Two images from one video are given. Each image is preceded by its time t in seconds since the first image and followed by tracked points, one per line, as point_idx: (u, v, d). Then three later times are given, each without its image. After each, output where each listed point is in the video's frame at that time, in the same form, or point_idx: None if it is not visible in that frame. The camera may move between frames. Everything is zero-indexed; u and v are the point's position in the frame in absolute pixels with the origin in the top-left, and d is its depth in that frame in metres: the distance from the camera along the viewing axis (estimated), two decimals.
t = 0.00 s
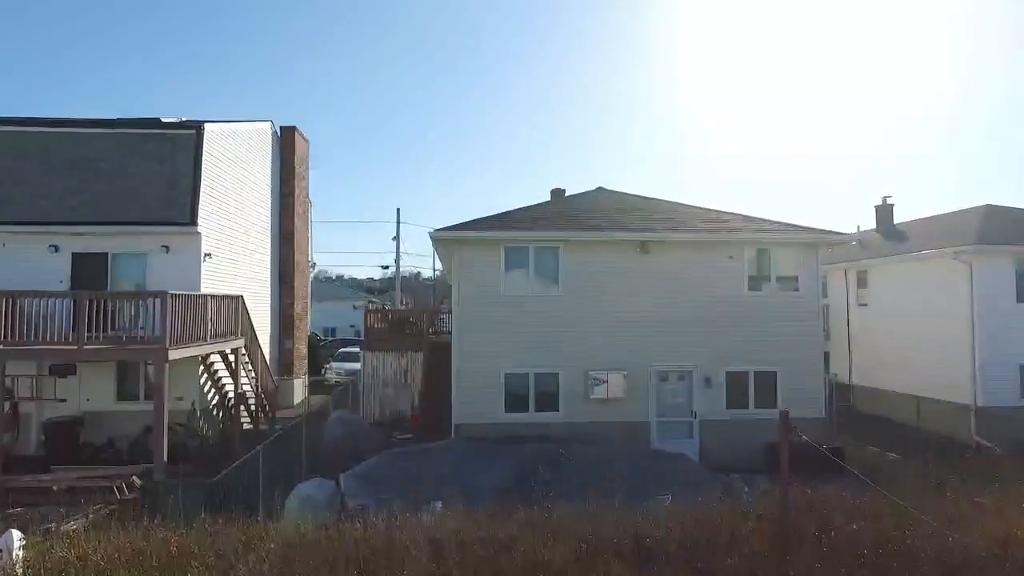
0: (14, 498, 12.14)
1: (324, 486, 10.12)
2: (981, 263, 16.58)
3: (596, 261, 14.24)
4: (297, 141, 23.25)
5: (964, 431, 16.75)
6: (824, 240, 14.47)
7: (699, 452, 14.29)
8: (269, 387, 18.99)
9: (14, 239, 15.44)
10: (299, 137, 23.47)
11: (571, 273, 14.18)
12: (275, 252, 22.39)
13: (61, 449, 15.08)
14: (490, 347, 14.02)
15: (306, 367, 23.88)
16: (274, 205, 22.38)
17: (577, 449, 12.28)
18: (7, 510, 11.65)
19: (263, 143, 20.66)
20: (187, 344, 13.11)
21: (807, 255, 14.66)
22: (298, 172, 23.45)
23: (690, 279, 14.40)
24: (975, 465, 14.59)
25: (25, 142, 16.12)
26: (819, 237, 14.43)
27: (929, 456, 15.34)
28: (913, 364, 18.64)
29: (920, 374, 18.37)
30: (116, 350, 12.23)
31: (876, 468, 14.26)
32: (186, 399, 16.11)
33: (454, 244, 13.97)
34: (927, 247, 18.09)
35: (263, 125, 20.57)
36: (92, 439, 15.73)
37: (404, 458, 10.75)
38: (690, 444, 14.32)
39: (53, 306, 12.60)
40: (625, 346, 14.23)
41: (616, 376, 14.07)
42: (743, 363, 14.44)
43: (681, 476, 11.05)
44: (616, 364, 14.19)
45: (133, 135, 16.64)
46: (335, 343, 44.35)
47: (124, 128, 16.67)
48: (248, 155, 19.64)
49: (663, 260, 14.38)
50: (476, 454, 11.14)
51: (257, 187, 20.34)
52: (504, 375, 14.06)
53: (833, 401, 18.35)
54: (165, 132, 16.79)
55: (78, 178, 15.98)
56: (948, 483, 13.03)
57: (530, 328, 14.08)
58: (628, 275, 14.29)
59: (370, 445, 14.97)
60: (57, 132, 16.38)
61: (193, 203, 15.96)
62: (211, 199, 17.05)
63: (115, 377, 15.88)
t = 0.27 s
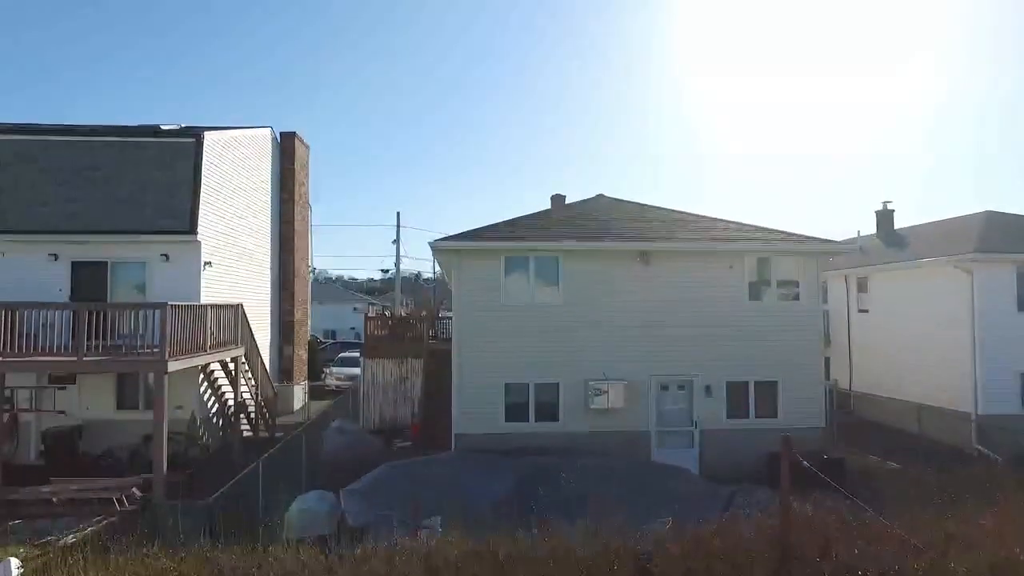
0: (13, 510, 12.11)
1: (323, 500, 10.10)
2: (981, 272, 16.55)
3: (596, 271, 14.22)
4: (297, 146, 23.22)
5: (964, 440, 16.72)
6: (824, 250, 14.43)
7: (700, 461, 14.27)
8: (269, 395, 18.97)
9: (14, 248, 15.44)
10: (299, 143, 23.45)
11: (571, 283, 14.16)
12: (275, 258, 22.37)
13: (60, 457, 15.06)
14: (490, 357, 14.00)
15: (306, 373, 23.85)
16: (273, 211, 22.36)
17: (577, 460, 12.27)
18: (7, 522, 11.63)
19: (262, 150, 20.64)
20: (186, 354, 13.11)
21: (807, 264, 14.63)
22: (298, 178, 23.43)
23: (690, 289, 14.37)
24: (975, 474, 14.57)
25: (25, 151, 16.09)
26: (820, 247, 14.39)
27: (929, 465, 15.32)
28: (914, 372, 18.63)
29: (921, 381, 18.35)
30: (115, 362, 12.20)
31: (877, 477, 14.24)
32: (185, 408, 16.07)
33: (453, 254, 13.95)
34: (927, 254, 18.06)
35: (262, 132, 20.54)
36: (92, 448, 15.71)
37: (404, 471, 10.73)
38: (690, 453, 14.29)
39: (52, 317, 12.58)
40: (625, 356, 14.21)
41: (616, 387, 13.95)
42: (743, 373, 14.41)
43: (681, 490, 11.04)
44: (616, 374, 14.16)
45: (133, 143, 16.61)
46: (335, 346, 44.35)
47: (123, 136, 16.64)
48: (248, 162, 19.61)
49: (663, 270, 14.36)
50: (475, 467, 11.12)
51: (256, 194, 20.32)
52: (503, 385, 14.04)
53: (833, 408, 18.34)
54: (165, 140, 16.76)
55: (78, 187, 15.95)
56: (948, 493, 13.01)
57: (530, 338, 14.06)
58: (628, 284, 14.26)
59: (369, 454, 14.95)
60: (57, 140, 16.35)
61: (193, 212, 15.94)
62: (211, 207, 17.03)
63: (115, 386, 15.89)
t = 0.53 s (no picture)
0: (12, 520, 12.07)
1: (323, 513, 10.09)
2: (983, 279, 16.53)
3: (596, 280, 14.20)
4: (297, 151, 23.21)
5: (965, 448, 16.70)
6: (824, 259, 14.41)
7: (700, 471, 14.25)
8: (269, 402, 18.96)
9: (14, 257, 15.42)
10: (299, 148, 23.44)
11: (571, 293, 14.15)
12: (275, 265, 22.36)
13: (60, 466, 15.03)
14: (490, 366, 13.99)
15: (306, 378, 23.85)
16: (274, 217, 22.36)
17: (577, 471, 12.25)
18: (6, 533, 11.59)
19: (262, 156, 20.62)
20: (185, 365, 13.12)
21: (807, 273, 14.62)
22: (298, 183, 23.43)
23: (690, 298, 14.36)
24: (976, 484, 14.55)
25: (25, 160, 16.08)
26: (820, 256, 14.37)
27: (930, 474, 15.30)
28: (914, 379, 18.62)
29: (922, 388, 18.33)
30: (114, 372, 12.19)
31: (877, 487, 14.22)
32: (186, 416, 16.04)
33: (454, 264, 13.94)
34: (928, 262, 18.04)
35: (261, 138, 20.52)
36: (92, 457, 15.66)
37: (405, 484, 10.72)
38: (691, 463, 14.28)
39: (52, 327, 12.58)
40: (626, 365, 14.19)
41: (617, 397, 13.95)
42: (744, 382, 14.40)
43: (681, 503, 11.02)
44: (617, 383, 14.14)
45: (133, 152, 16.60)
46: (336, 348, 44.35)
47: (123, 145, 16.63)
48: (247, 169, 19.59)
49: (663, 279, 14.34)
50: (475, 480, 11.11)
51: (256, 201, 20.31)
52: (503, 394, 14.03)
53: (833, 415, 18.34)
54: (165, 148, 16.75)
55: (77, 196, 15.93)
56: (949, 503, 12.99)
57: (530, 347, 14.05)
58: (629, 293, 14.25)
59: (370, 464, 14.93)
60: (57, 149, 16.34)
61: (192, 220, 15.93)
62: (210, 215, 17.01)
63: (115, 394, 15.86)
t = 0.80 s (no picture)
0: (12, 533, 12.05)
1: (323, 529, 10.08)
2: (983, 288, 16.53)
3: (596, 291, 14.20)
4: (297, 158, 23.21)
5: (965, 457, 16.70)
6: (824, 270, 14.41)
7: (700, 482, 14.25)
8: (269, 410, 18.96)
9: (13, 267, 15.42)
10: (299, 154, 23.45)
11: (571, 304, 14.15)
12: (274, 272, 22.37)
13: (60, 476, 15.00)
14: (489, 377, 13.99)
15: (306, 384, 23.86)
16: (274, 224, 22.37)
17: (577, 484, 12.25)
18: (6, 546, 11.56)
19: (261, 164, 20.61)
20: (184, 376, 13.14)
21: (807, 283, 14.62)
22: (298, 190, 23.43)
23: (690, 309, 14.35)
24: (976, 494, 14.54)
25: (24, 169, 16.07)
26: (820, 267, 14.36)
27: (930, 484, 15.29)
28: (914, 388, 18.62)
29: (922, 397, 18.32)
30: (113, 385, 12.19)
31: (877, 497, 14.21)
32: (185, 425, 16.03)
33: (453, 275, 13.95)
34: (928, 270, 18.05)
35: (261, 146, 20.52)
36: (91, 466, 15.65)
37: (405, 500, 10.73)
38: (690, 474, 14.28)
39: (52, 339, 12.60)
40: (626, 376, 14.18)
41: (617, 409, 13.93)
42: (744, 393, 14.39)
43: (680, 517, 11.01)
44: (616, 395, 14.13)
45: (132, 161, 16.61)
46: (335, 351, 44.35)
47: (122, 154, 16.63)
48: (247, 176, 19.59)
49: (663, 290, 14.34)
50: (475, 495, 11.11)
51: (255, 208, 20.31)
52: (503, 405, 14.03)
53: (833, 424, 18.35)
54: (164, 158, 16.74)
55: (77, 205, 15.93)
56: (949, 515, 12.97)
57: (530, 358, 14.04)
58: (628, 304, 14.24)
59: (369, 474, 14.92)
60: (57, 158, 16.34)
61: (192, 230, 15.92)
62: (210, 224, 17.00)
63: (114, 404, 15.85)
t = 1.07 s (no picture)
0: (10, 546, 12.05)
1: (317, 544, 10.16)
2: (981, 298, 16.55)
3: (593, 303, 14.22)
4: (296, 165, 23.22)
5: (963, 466, 16.71)
6: (821, 281, 14.42)
7: (698, 494, 14.25)
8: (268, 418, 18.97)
9: (12, 277, 15.44)
10: (298, 161, 23.46)
11: (568, 315, 14.17)
12: (273, 280, 22.37)
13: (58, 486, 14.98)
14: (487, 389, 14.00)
15: (305, 391, 23.85)
16: (273, 231, 22.39)
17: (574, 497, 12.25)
18: (3, 560, 11.56)
19: (260, 172, 20.63)
20: (181, 390, 13.18)
21: (805, 294, 14.62)
22: (297, 197, 23.44)
23: (687, 320, 14.36)
24: (973, 504, 14.55)
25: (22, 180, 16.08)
26: (817, 279, 14.37)
27: (928, 495, 15.31)
28: (912, 396, 18.61)
29: (920, 406, 18.32)
30: (111, 398, 12.21)
31: (875, 508, 14.22)
32: (184, 435, 16.04)
33: (451, 286, 13.97)
34: (926, 279, 18.07)
35: (260, 154, 20.53)
36: (90, 475, 15.67)
37: (402, 515, 10.75)
38: (688, 485, 14.27)
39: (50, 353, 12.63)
40: (624, 388, 14.19)
41: (615, 420, 13.97)
42: (741, 404, 14.40)
43: (677, 532, 11.02)
44: (614, 406, 14.14)
45: (130, 172, 16.63)
46: (335, 354, 44.34)
47: (121, 164, 16.64)
48: (246, 185, 19.61)
49: (661, 301, 14.35)
50: (472, 510, 11.12)
51: (254, 216, 20.32)
52: (501, 417, 14.03)
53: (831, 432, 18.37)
54: (162, 168, 16.76)
55: (75, 216, 15.94)
56: (946, 527, 12.98)
57: (527, 370, 14.05)
58: (625, 316, 14.25)
59: (367, 485, 14.94)
60: (55, 169, 16.36)
61: (190, 241, 15.93)
62: (208, 234, 17.01)
63: (113, 413, 15.86)
